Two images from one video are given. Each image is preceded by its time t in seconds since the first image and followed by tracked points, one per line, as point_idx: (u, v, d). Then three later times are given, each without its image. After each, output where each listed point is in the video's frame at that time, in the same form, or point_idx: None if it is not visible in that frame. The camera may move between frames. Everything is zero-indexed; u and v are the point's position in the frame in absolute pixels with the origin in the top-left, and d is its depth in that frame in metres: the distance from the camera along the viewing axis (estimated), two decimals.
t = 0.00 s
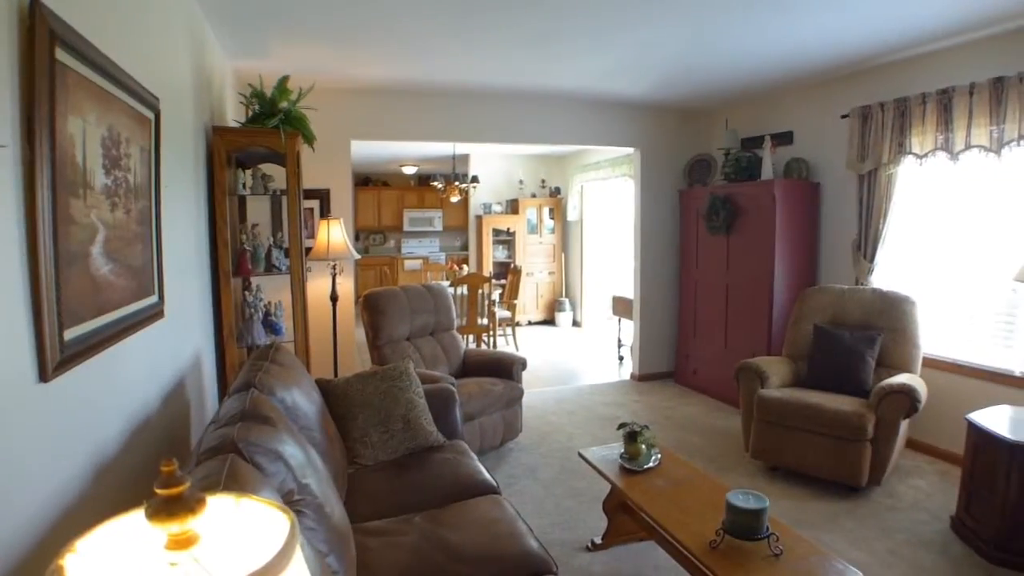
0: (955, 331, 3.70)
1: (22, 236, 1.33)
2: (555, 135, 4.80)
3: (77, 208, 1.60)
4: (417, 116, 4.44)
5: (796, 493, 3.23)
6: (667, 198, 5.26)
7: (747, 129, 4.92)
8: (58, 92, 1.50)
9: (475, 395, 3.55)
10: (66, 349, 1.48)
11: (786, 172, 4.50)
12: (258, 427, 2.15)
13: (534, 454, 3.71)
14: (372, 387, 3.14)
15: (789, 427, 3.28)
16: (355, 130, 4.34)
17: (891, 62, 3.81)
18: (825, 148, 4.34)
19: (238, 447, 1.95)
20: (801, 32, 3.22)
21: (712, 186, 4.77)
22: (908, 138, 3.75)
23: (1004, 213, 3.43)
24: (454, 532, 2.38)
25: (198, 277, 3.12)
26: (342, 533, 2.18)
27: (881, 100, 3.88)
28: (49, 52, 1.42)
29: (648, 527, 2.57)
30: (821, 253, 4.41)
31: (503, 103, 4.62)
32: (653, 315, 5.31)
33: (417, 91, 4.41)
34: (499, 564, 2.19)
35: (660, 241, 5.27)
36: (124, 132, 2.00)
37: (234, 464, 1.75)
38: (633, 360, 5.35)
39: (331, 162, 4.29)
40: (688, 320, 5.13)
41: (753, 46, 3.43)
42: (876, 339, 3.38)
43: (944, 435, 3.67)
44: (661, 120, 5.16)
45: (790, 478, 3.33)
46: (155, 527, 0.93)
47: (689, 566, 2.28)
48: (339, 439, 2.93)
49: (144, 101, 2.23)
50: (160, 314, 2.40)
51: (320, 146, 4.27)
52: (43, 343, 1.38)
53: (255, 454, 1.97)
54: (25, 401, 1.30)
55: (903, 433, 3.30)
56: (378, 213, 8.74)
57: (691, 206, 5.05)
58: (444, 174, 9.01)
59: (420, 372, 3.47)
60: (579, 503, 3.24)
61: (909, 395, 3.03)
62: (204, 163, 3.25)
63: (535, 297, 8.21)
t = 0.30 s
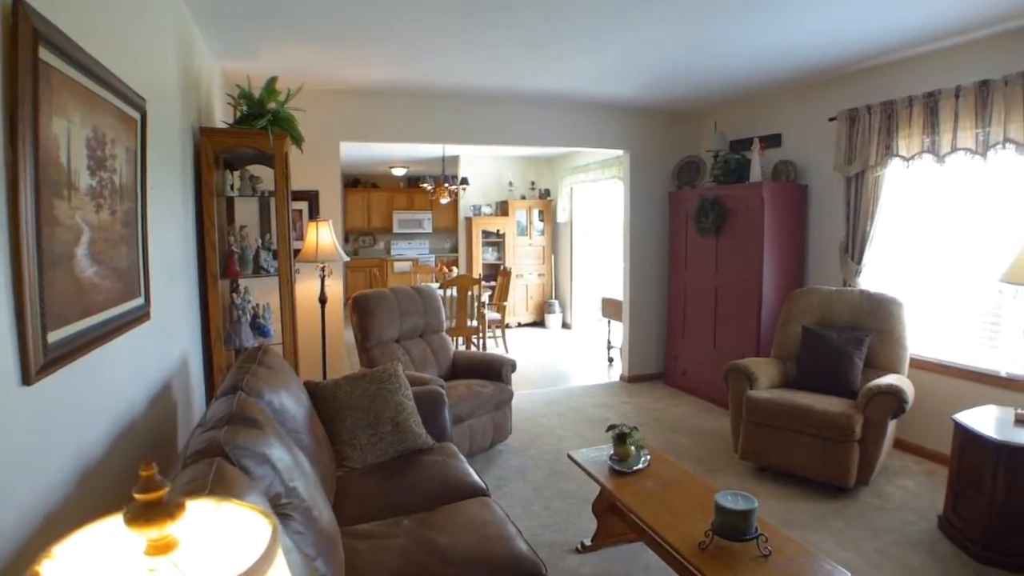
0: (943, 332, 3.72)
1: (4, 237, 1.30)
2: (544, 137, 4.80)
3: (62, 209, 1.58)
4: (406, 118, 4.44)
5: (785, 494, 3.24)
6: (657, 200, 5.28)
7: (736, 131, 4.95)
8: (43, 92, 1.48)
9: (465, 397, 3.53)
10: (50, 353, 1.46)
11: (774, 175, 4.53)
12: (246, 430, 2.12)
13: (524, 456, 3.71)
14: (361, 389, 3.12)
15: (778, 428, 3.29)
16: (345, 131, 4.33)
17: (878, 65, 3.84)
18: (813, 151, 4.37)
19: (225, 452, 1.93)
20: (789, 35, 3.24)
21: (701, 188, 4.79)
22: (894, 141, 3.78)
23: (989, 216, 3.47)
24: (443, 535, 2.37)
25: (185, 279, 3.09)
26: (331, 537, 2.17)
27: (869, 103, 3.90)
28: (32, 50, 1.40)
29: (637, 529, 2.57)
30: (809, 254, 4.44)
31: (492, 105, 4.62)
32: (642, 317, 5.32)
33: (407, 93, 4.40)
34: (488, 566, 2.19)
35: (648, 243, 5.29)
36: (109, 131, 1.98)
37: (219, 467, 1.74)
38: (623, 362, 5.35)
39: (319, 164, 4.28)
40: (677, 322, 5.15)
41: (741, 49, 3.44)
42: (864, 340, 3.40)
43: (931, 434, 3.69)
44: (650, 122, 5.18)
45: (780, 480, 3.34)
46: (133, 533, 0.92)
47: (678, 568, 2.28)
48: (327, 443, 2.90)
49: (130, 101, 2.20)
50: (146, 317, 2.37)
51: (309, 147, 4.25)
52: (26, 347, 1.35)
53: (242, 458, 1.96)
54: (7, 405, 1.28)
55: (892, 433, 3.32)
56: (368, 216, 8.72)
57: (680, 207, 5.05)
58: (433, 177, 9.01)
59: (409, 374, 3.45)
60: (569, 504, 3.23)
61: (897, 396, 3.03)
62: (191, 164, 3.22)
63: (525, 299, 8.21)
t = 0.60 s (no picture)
0: (918, 332, 3.78)
1: None
2: (525, 139, 4.81)
3: (32, 210, 1.55)
4: (387, 119, 4.42)
5: (764, 493, 3.26)
6: (637, 202, 5.31)
7: (715, 133, 4.99)
8: (13, 91, 1.45)
9: (445, 399, 3.51)
10: (20, 357, 1.43)
11: (752, 177, 4.57)
12: (221, 434, 2.09)
13: (504, 458, 3.70)
14: (339, 392, 3.09)
15: (757, 428, 3.31)
16: (325, 131, 4.30)
17: (853, 69, 3.89)
18: (790, 154, 4.42)
19: (200, 457, 1.90)
20: (767, 38, 3.26)
21: (680, 190, 4.82)
22: (870, 144, 3.83)
23: (962, 218, 3.53)
24: (423, 537, 2.36)
25: (161, 281, 3.05)
26: (308, 542, 2.15)
27: (844, 106, 3.95)
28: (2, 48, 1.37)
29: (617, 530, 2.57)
30: (787, 256, 4.48)
31: (472, 107, 4.62)
32: (623, 318, 5.34)
33: (387, 95, 4.39)
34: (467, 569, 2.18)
35: (629, 244, 5.31)
36: (81, 132, 1.94)
37: (194, 472, 1.70)
38: (604, 363, 5.36)
39: (299, 165, 4.24)
40: (656, 323, 5.17)
41: (721, 52, 3.47)
42: (840, 340, 3.44)
43: (906, 433, 3.74)
44: (631, 125, 5.21)
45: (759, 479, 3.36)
46: (92, 541, 0.90)
47: (657, 569, 2.28)
48: (305, 447, 2.87)
49: (104, 101, 2.16)
50: (120, 320, 2.33)
51: (288, 148, 4.21)
52: None
53: (218, 462, 1.92)
54: None
55: (868, 432, 3.36)
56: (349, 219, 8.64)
57: (660, 209, 5.08)
58: (414, 178, 8.97)
59: (389, 377, 3.43)
60: (549, 506, 3.23)
61: (873, 395, 3.06)
62: (167, 165, 3.17)
63: (506, 300, 8.21)
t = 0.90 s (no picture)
0: (894, 332, 3.82)
1: None
2: (506, 141, 4.82)
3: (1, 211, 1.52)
4: (368, 121, 4.40)
5: (744, 493, 3.28)
6: (618, 204, 5.33)
7: (695, 136, 5.03)
8: None
9: (426, 402, 3.49)
10: None
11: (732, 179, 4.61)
12: (196, 438, 2.06)
13: (485, 460, 3.68)
14: (319, 395, 3.06)
15: (737, 428, 3.33)
16: (305, 133, 4.27)
17: (828, 72, 3.94)
18: (768, 156, 4.46)
19: (174, 461, 1.86)
20: (745, 41, 3.29)
21: (661, 192, 4.84)
22: (847, 147, 3.88)
23: (936, 219, 3.58)
24: (402, 541, 2.34)
25: (137, 284, 3.00)
26: (286, 547, 2.12)
27: (822, 109, 4.00)
28: None
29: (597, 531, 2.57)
30: (767, 257, 4.52)
31: (454, 108, 4.61)
32: (605, 320, 5.35)
33: (367, 96, 4.38)
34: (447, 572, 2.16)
35: (610, 246, 5.33)
36: (53, 132, 1.91)
37: (168, 477, 1.67)
38: (585, 365, 5.37)
39: (278, 167, 4.21)
40: (637, 324, 5.19)
41: (700, 54, 3.50)
42: (818, 340, 3.47)
43: (883, 432, 3.79)
44: (612, 127, 5.23)
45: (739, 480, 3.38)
46: (47, 549, 0.88)
47: (638, 569, 2.29)
48: (284, 451, 2.83)
49: (77, 100, 2.13)
50: (94, 323, 2.28)
51: (267, 149, 4.18)
52: None
53: (192, 467, 1.89)
54: None
55: (847, 431, 3.39)
56: (329, 221, 8.62)
57: (641, 211, 5.10)
58: (395, 180, 8.94)
59: (369, 379, 3.41)
60: (530, 507, 3.22)
61: (851, 395, 3.09)
62: (143, 166, 3.12)
63: (488, 302, 8.20)
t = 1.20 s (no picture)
0: (870, 333, 3.86)
1: None
2: (487, 143, 4.82)
3: None
4: (347, 122, 4.38)
5: (725, 493, 3.29)
6: (599, 206, 5.34)
7: (674, 139, 5.07)
8: None
9: (405, 406, 3.46)
10: None
11: (710, 181, 4.65)
12: (170, 443, 2.02)
13: (466, 463, 3.66)
14: (296, 399, 3.02)
15: (716, 430, 3.34)
16: (284, 134, 4.23)
17: (804, 76, 3.99)
18: (746, 159, 4.50)
19: (146, 468, 1.83)
20: (723, 45, 3.32)
21: (641, 194, 4.86)
22: (823, 149, 3.93)
23: (910, 221, 3.64)
24: (380, 545, 2.32)
25: (110, 287, 2.95)
26: (262, 553, 2.09)
27: (799, 112, 4.04)
28: None
29: (577, 534, 2.56)
30: (745, 259, 4.55)
31: (434, 110, 4.60)
32: (585, 322, 5.36)
33: (346, 98, 4.35)
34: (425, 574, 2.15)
35: (591, 249, 5.34)
36: (22, 131, 1.86)
37: (140, 484, 1.64)
38: (566, 366, 5.37)
39: (256, 168, 4.17)
40: (617, 326, 5.20)
41: (679, 58, 3.52)
42: (796, 341, 3.50)
43: (860, 431, 3.83)
44: (592, 130, 5.26)
45: (719, 480, 3.39)
46: None
47: (617, 571, 2.28)
48: (260, 455, 2.79)
49: (48, 100, 2.08)
50: (65, 328, 2.24)
51: (245, 151, 4.14)
52: None
53: (165, 473, 1.85)
54: None
55: (824, 430, 3.42)
56: (308, 223, 8.54)
57: (620, 214, 5.11)
58: (376, 182, 8.88)
59: (348, 382, 3.38)
60: (509, 509, 3.20)
61: (827, 395, 3.12)
62: (116, 167, 3.07)
63: (468, 304, 8.19)
